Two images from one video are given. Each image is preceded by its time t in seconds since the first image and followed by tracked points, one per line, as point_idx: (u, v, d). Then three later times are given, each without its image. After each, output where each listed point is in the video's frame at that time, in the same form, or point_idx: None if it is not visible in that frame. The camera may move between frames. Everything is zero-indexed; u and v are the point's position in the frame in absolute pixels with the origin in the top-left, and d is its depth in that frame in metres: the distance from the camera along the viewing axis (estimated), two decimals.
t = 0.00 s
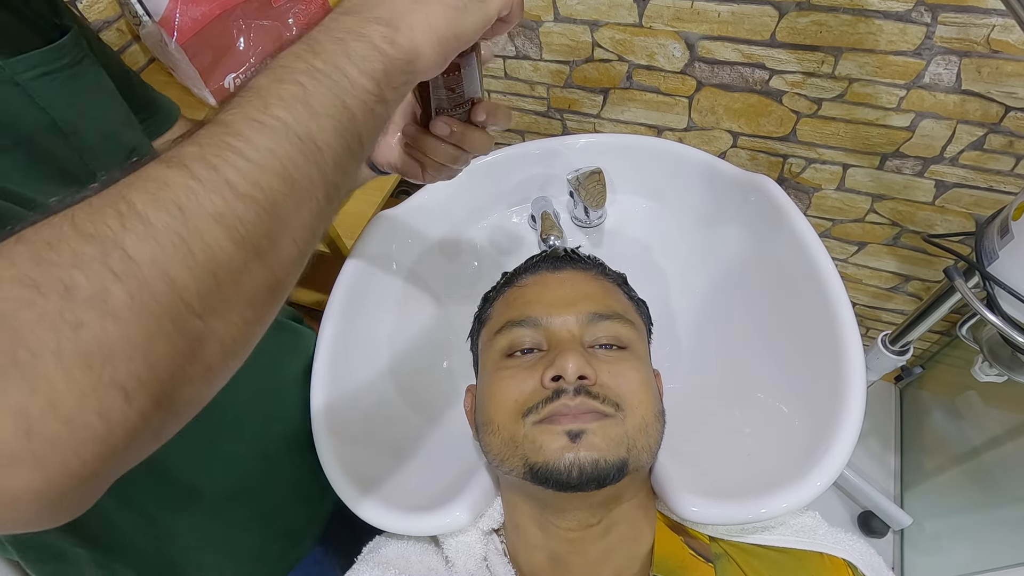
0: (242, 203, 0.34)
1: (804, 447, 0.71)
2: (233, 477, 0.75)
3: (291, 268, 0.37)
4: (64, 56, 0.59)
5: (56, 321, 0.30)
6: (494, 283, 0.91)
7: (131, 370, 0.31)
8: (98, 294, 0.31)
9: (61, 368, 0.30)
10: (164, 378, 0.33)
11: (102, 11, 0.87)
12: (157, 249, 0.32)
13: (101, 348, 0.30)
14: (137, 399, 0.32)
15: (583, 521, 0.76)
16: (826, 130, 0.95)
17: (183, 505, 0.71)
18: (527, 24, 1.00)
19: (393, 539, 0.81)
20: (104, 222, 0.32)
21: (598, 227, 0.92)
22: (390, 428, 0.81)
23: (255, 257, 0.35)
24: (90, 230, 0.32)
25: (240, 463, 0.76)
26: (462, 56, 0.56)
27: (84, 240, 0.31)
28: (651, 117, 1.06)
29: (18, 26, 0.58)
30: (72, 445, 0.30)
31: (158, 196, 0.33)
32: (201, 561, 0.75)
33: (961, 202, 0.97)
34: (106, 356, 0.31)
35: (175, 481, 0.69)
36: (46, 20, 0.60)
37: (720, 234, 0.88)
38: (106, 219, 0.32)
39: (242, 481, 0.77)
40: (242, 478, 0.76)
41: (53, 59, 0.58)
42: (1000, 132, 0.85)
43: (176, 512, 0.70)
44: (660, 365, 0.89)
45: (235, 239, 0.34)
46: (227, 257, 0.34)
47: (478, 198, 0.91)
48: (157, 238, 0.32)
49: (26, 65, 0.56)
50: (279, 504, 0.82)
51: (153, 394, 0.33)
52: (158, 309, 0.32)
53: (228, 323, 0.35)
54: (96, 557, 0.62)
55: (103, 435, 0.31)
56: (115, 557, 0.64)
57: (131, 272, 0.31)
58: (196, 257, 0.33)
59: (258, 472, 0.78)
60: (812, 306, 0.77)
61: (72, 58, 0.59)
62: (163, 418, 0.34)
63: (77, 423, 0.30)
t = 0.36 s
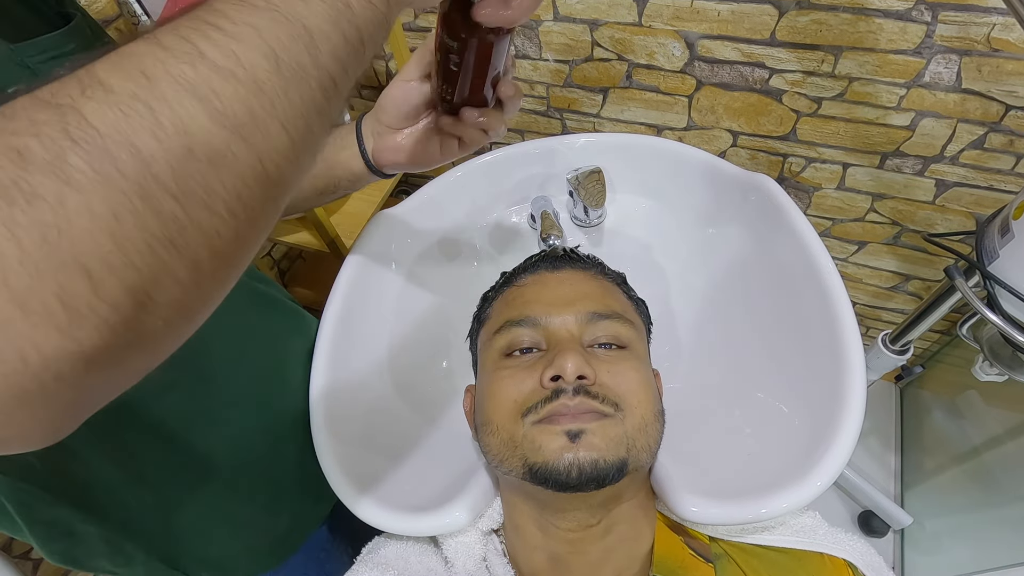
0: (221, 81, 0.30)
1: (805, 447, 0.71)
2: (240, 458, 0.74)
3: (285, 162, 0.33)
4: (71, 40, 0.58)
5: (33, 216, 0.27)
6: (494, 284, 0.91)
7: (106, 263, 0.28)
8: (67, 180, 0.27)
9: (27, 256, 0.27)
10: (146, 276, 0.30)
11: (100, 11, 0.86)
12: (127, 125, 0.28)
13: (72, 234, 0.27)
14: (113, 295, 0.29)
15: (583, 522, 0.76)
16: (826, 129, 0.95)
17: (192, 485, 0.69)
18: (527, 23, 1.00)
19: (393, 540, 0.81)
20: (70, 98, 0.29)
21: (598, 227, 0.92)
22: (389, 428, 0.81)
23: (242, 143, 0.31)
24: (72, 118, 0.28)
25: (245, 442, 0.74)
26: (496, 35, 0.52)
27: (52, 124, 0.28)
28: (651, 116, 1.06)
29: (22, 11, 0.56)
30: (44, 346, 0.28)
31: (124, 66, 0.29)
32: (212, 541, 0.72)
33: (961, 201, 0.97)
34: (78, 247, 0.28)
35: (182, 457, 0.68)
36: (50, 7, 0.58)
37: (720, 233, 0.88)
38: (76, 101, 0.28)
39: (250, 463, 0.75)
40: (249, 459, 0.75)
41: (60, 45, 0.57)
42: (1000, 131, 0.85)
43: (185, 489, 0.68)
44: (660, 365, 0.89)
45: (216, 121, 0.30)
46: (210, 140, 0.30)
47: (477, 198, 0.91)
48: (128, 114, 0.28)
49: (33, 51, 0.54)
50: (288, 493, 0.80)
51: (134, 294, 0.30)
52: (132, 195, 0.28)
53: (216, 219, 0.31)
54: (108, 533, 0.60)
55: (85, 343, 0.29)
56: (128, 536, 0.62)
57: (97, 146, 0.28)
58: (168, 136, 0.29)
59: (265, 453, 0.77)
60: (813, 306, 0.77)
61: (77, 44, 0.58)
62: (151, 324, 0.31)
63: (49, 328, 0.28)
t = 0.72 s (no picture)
0: (204, 79, 0.31)
1: (805, 447, 0.71)
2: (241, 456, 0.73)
3: (269, 150, 0.33)
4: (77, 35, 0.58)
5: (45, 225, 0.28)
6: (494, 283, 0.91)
7: (120, 266, 0.29)
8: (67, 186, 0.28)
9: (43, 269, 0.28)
10: (162, 273, 0.31)
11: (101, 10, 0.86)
12: (122, 135, 0.29)
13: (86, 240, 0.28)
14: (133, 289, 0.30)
15: (583, 522, 0.76)
16: (826, 128, 0.95)
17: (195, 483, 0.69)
18: (526, 23, 1.00)
19: (392, 540, 0.81)
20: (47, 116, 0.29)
21: (599, 226, 0.92)
22: (389, 428, 0.81)
23: (231, 142, 0.32)
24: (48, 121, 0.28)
25: (248, 439, 0.74)
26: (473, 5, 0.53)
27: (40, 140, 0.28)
28: (651, 116, 1.05)
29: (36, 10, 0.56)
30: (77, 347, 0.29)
31: (115, 71, 0.29)
32: (215, 540, 0.72)
33: (961, 201, 0.97)
34: (95, 252, 0.29)
35: (186, 454, 0.68)
36: (60, 6, 0.58)
37: (720, 233, 0.88)
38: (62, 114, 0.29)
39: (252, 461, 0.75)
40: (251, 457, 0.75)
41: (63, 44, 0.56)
42: (1000, 130, 0.85)
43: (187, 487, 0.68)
44: (660, 365, 0.89)
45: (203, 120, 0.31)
46: (202, 140, 0.31)
47: (477, 198, 0.91)
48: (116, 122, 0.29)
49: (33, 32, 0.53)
50: (290, 492, 0.80)
51: (152, 292, 0.31)
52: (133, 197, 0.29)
53: (212, 213, 0.32)
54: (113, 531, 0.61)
55: (111, 343, 0.30)
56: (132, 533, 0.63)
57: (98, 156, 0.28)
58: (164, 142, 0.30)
59: (267, 451, 0.76)
60: (813, 305, 0.77)
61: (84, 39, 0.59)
62: (172, 318, 0.32)
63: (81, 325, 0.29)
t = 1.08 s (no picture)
0: (238, 84, 0.32)
1: (805, 446, 0.71)
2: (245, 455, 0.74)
3: (294, 151, 0.35)
4: (76, 40, 0.57)
5: (88, 223, 0.28)
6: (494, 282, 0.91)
7: (181, 260, 0.30)
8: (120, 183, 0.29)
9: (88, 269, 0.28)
10: (213, 266, 0.32)
11: (99, 10, 0.86)
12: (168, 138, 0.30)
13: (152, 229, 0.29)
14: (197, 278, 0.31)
15: (583, 521, 0.76)
16: (826, 127, 0.94)
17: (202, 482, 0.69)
18: (526, 22, 1.00)
19: (392, 540, 0.81)
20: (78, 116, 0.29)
21: (598, 226, 0.92)
22: (389, 427, 0.81)
23: (267, 143, 0.33)
24: (92, 123, 0.29)
25: (251, 438, 0.74)
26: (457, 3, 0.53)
27: (83, 138, 0.29)
28: (650, 115, 1.05)
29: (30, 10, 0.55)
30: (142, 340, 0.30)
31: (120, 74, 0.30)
32: (219, 539, 0.72)
33: (960, 200, 0.97)
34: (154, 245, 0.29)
35: (193, 454, 0.68)
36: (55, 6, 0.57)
37: (719, 232, 0.88)
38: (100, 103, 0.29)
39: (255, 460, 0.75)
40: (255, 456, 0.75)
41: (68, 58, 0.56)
42: (1000, 129, 0.85)
43: (197, 486, 0.68)
44: (659, 365, 0.88)
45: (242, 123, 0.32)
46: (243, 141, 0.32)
47: (477, 197, 0.91)
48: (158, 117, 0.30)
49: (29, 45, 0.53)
50: (293, 490, 0.80)
51: (207, 284, 0.32)
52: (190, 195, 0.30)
53: (252, 211, 0.33)
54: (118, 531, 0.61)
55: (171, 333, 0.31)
56: (137, 534, 0.63)
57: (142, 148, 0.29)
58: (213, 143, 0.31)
59: (270, 450, 0.77)
60: (812, 304, 0.77)
61: (85, 44, 0.58)
62: (222, 309, 0.33)
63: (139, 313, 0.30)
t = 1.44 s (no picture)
0: (257, 82, 0.30)
1: (805, 444, 0.71)
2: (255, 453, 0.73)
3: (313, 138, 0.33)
4: (68, 42, 0.56)
5: (134, 221, 0.28)
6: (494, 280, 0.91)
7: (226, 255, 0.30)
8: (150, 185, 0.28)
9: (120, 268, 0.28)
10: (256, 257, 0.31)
11: (99, 10, 0.86)
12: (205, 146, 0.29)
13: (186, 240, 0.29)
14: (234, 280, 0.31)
15: (583, 520, 0.76)
16: (826, 126, 0.95)
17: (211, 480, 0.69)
18: (525, 22, 1.01)
19: (393, 538, 0.81)
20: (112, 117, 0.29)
21: (598, 225, 0.92)
22: (390, 427, 0.81)
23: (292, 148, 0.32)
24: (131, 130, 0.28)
25: (260, 440, 0.73)
26: (451, 16, 0.55)
27: (109, 144, 0.28)
28: (650, 114, 1.05)
29: (8, 11, 0.54)
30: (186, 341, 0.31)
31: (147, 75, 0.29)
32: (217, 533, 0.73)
33: (960, 198, 0.96)
34: (190, 247, 0.29)
35: (204, 456, 0.67)
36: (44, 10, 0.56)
37: (719, 231, 0.88)
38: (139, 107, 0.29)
39: (264, 457, 0.75)
40: (265, 454, 0.75)
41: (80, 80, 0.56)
42: (1000, 128, 0.85)
43: (206, 483, 0.68)
44: (660, 364, 0.88)
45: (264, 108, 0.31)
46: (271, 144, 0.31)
47: (477, 196, 0.91)
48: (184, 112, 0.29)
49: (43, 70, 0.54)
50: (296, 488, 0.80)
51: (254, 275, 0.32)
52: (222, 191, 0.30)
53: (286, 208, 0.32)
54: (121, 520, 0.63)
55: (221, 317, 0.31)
56: (140, 522, 0.65)
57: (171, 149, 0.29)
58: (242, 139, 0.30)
59: (277, 448, 0.76)
60: (812, 302, 0.77)
61: (76, 46, 0.58)
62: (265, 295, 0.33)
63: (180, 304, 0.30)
